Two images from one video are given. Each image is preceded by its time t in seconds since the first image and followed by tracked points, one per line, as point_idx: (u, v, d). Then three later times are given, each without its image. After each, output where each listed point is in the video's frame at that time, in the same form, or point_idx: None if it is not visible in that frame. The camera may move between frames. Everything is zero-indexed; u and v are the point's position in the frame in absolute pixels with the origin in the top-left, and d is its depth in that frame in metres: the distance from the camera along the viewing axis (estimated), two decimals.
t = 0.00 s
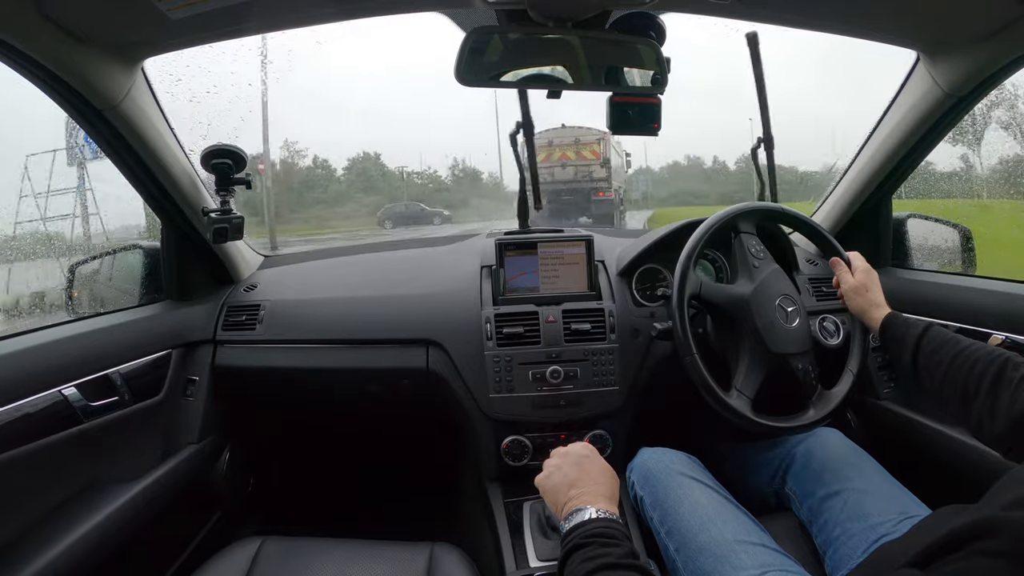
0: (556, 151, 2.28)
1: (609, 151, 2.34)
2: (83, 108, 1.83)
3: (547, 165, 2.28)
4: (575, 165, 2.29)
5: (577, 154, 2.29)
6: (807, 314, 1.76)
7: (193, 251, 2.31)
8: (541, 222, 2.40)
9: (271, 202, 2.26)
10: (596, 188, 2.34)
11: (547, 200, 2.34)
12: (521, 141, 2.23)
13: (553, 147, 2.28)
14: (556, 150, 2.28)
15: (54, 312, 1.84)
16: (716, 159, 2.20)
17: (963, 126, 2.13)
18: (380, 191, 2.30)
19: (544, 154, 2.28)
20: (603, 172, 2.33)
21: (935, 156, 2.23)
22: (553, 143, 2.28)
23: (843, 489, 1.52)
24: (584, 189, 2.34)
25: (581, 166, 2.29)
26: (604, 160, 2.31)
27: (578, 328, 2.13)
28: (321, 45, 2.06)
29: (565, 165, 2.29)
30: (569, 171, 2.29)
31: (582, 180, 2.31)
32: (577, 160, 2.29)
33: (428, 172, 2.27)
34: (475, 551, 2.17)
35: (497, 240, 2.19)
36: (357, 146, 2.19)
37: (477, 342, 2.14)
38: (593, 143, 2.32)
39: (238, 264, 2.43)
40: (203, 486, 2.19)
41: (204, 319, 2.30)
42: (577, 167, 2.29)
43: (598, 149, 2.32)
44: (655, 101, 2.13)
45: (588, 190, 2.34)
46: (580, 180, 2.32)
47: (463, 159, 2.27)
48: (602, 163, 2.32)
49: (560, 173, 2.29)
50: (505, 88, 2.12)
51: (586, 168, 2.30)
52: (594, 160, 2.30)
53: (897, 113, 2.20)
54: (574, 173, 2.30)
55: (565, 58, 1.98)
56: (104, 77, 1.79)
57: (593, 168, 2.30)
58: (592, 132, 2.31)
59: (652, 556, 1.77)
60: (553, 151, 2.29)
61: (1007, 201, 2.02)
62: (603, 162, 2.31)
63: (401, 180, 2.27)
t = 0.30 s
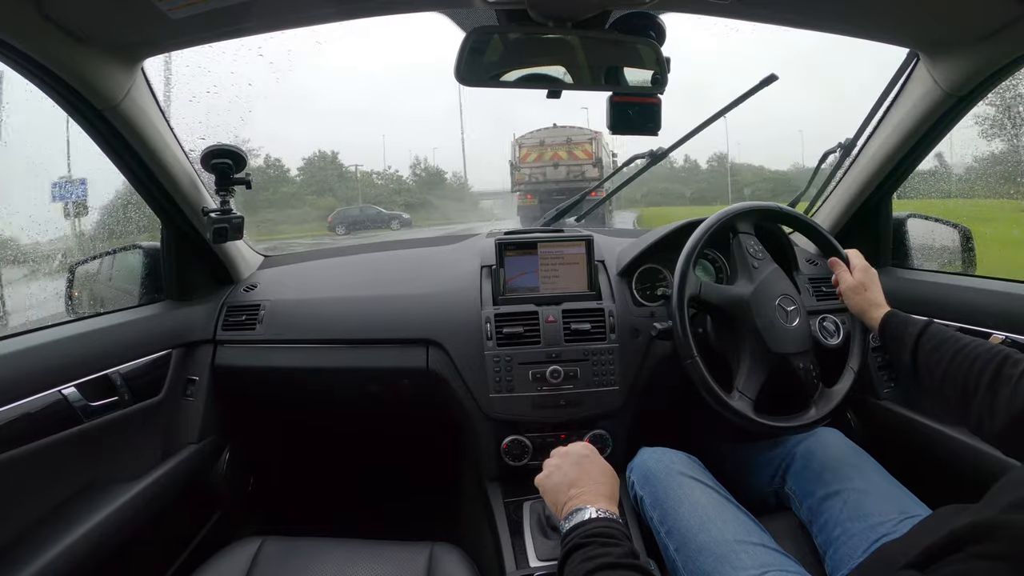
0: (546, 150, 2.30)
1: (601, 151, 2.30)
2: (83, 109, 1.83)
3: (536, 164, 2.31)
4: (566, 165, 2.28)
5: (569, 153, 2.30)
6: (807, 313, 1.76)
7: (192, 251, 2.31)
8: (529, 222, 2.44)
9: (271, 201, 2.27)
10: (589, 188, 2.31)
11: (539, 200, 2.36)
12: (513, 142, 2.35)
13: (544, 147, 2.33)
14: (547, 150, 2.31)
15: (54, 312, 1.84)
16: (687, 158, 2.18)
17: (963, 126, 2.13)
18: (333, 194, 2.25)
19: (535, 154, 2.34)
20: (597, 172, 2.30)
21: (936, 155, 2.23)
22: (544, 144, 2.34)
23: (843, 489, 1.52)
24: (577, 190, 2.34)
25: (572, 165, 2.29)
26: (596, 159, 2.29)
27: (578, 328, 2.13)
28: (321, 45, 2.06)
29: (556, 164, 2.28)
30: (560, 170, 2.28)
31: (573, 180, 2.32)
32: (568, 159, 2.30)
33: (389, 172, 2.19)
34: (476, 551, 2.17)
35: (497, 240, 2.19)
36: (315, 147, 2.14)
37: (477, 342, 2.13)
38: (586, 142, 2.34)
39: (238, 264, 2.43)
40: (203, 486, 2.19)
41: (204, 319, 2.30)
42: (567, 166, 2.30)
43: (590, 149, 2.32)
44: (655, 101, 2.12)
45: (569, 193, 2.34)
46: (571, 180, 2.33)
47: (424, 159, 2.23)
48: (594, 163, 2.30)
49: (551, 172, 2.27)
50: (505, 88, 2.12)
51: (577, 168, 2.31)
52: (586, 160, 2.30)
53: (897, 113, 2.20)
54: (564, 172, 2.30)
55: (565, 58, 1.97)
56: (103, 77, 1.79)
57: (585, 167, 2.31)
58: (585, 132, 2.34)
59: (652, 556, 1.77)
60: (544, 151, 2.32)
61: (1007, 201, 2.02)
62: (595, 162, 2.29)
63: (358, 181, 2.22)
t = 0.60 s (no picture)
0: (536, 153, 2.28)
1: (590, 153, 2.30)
2: (83, 109, 1.83)
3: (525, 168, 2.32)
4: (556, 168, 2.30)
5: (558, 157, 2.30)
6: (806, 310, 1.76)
7: (193, 251, 2.31)
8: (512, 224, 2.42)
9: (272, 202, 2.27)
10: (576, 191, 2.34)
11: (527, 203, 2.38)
12: (500, 145, 2.28)
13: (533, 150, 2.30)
14: (536, 153, 2.29)
15: (55, 312, 1.84)
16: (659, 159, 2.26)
17: (964, 125, 2.13)
18: (284, 198, 2.31)
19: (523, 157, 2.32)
20: (586, 176, 2.34)
21: (935, 156, 2.23)
22: (533, 146, 2.31)
23: (843, 489, 1.52)
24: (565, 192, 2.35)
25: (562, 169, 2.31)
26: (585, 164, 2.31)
27: (578, 328, 2.13)
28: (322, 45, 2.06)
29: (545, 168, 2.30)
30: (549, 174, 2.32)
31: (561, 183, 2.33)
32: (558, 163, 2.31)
33: (347, 175, 2.22)
34: (476, 551, 2.17)
35: (497, 240, 2.19)
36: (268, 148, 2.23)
37: (477, 342, 2.13)
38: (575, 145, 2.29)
39: (238, 264, 2.42)
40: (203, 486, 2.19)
41: (204, 319, 2.30)
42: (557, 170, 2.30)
43: (579, 151, 2.29)
44: (655, 101, 2.12)
45: (550, 193, 2.35)
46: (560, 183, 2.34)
47: (385, 160, 2.24)
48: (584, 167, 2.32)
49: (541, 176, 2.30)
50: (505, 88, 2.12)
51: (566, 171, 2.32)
52: (576, 164, 2.30)
53: (896, 113, 2.21)
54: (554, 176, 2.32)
55: (565, 58, 1.97)
56: (104, 77, 1.79)
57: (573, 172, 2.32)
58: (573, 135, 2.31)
59: (652, 556, 1.77)
60: (533, 155, 2.31)
61: (1007, 202, 2.02)
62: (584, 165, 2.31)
63: (306, 187, 2.28)
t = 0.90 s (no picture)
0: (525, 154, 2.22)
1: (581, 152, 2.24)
2: (83, 109, 1.83)
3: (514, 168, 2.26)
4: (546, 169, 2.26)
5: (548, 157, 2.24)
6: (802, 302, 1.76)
7: (192, 251, 2.31)
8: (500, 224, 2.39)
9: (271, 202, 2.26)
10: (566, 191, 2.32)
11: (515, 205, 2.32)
12: (489, 146, 2.21)
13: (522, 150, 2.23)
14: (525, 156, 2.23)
15: (54, 312, 1.84)
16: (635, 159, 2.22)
17: (964, 125, 2.13)
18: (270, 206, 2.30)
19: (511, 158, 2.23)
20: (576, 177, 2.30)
21: (935, 155, 2.23)
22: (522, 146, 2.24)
23: (844, 489, 1.52)
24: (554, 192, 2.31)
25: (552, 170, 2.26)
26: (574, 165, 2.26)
27: (578, 328, 2.13)
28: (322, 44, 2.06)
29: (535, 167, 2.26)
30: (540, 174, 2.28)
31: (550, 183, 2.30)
32: (548, 163, 2.25)
33: (310, 176, 2.16)
34: (476, 550, 2.17)
35: (497, 240, 2.18)
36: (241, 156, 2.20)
37: (477, 341, 2.13)
38: (564, 145, 2.25)
39: (238, 264, 2.42)
40: (203, 486, 2.19)
41: (204, 318, 2.30)
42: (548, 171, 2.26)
43: (570, 151, 2.24)
44: (655, 101, 2.12)
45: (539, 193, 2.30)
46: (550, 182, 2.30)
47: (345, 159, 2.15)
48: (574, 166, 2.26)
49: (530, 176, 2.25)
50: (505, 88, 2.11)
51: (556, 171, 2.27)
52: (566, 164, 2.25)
53: (896, 113, 2.20)
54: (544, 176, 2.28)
55: (565, 58, 1.97)
56: (103, 77, 1.79)
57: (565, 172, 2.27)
58: (563, 134, 2.24)
59: (652, 556, 1.77)
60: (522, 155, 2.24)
61: (1007, 202, 2.02)
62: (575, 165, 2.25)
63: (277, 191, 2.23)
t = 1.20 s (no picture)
0: (518, 156, 2.36)
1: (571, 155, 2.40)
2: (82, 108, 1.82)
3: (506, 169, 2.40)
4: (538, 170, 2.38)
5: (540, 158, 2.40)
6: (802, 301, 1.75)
7: (192, 251, 2.31)
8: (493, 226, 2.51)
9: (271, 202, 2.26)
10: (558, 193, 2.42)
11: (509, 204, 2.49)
12: (482, 148, 2.35)
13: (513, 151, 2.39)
14: (517, 155, 2.37)
15: (54, 312, 1.84)
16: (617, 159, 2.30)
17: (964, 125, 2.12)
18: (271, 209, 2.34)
19: (503, 159, 2.40)
20: (568, 176, 2.41)
21: (936, 156, 2.23)
22: (515, 148, 2.40)
23: (843, 488, 1.52)
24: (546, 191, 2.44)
25: (544, 171, 2.40)
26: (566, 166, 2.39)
27: (578, 328, 2.13)
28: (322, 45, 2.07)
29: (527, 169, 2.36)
30: (531, 175, 2.36)
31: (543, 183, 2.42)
32: (541, 164, 2.39)
33: (272, 176, 2.22)
34: (476, 551, 2.17)
35: (497, 240, 2.18)
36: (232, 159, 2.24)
37: (477, 341, 2.13)
38: (556, 146, 2.43)
39: (238, 264, 2.42)
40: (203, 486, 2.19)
41: (204, 318, 2.30)
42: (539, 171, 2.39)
43: (561, 153, 2.43)
44: (655, 101, 2.12)
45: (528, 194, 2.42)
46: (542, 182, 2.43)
47: (306, 157, 2.22)
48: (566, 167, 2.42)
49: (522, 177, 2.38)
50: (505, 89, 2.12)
51: (549, 172, 2.42)
52: (557, 165, 2.42)
53: (897, 113, 2.21)
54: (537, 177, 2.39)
55: (565, 58, 1.98)
56: (103, 77, 1.79)
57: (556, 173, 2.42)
58: (555, 136, 2.42)
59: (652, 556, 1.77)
60: (515, 156, 2.39)
61: (1008, 202, 2.01)
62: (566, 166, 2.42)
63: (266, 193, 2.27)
